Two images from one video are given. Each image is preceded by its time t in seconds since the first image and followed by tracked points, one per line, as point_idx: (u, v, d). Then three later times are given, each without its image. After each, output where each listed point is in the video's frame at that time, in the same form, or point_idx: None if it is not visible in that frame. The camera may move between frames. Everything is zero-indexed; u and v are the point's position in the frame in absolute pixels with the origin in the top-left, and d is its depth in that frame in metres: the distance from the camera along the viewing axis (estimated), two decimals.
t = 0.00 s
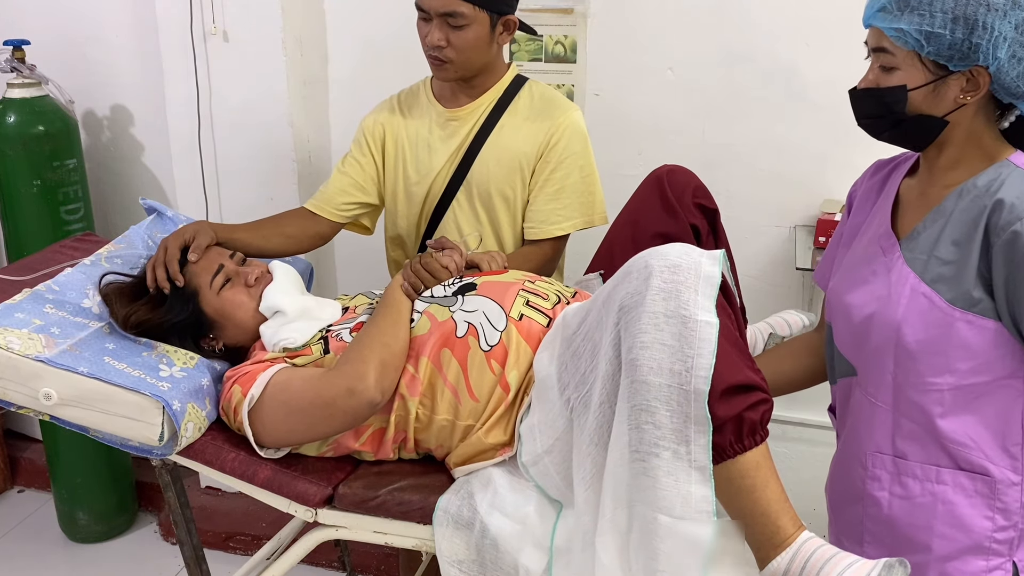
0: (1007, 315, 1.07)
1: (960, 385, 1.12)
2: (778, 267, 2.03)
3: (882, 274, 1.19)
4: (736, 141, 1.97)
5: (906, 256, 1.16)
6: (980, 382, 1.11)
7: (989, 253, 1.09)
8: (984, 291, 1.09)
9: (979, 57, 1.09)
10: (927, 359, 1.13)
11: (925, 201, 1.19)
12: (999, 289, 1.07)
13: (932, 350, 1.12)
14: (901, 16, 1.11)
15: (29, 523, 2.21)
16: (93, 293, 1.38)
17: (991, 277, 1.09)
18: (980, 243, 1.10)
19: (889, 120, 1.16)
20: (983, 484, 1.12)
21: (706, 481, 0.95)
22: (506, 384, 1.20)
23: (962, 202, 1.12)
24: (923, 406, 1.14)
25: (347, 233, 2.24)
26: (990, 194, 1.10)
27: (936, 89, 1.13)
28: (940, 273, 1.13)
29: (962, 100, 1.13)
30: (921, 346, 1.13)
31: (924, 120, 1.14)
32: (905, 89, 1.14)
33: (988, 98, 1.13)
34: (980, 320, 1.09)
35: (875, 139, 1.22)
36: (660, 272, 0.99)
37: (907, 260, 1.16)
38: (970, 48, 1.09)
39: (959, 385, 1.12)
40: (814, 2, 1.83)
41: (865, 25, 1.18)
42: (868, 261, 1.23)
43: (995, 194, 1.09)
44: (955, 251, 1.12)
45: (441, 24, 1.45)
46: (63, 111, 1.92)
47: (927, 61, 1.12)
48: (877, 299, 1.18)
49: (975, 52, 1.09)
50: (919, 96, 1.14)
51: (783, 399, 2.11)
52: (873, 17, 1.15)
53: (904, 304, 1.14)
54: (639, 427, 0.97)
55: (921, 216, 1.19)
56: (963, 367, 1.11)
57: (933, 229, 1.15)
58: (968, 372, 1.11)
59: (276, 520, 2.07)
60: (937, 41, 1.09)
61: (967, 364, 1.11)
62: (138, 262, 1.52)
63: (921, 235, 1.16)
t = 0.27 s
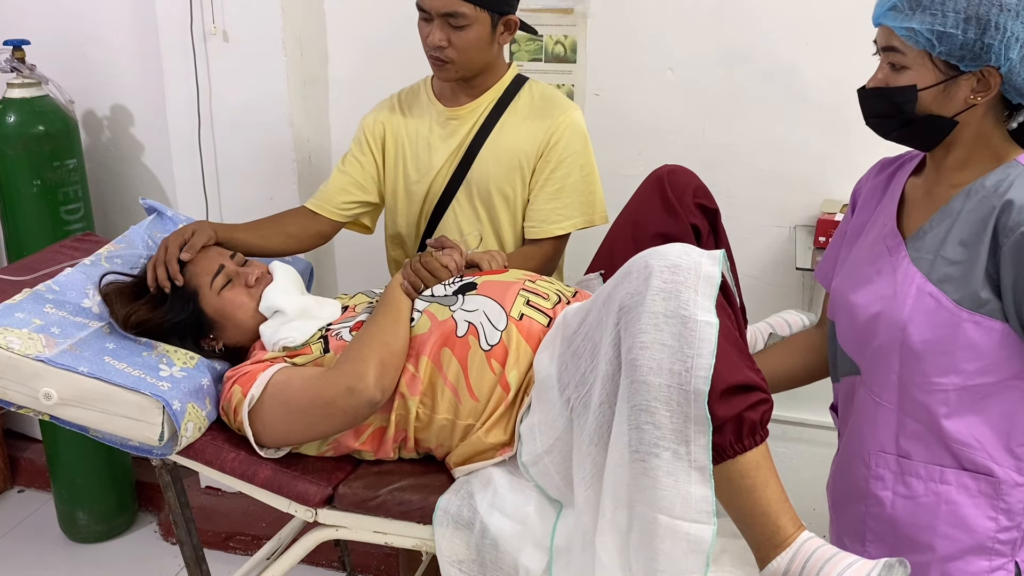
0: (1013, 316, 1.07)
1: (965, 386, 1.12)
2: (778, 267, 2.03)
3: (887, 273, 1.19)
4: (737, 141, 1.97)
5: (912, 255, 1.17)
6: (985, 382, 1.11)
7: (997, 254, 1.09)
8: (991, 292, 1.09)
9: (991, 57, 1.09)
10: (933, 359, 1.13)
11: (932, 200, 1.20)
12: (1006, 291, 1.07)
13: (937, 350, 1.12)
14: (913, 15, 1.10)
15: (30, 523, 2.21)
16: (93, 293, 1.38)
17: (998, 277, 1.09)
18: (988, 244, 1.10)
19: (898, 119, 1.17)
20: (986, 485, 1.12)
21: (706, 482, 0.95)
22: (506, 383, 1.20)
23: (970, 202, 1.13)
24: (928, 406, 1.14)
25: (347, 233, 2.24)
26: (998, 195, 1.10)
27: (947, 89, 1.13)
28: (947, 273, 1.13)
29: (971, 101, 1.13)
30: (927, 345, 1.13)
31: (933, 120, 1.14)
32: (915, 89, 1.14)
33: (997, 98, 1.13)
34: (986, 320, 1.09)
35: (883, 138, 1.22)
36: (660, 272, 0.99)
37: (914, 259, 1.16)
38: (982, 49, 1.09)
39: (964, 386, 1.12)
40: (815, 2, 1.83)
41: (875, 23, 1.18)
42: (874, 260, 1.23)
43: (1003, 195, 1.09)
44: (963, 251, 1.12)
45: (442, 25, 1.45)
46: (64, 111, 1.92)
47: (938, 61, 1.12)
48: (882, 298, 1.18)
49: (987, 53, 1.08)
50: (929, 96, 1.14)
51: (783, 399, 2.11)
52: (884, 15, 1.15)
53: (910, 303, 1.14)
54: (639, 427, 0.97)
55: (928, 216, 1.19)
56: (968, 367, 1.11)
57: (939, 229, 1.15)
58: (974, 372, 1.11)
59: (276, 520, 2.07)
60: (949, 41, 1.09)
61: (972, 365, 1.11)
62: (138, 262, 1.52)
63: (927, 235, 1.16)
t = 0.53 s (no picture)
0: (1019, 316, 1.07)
1: (970, 386, 1.12)
2: (778, 267, 2.03)
3: (891, 273, 1.19)
4: (737, 141, 1.97)
5: (916, 256, 1.17)
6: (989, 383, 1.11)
7: (1003, 254, 1.09)
8: (997, 293, 1.10)
9: (998, 58, 1.09)
10: (937, 359, 1.13)
11: (935, 200, 1.20)
12: (1012, 291, 1.07)
13: (942, 350, 1.12)
14: (920, 15, 1.11)
15: (30, 523, 2.21)
16: (93, 293, 1.38)
17: (1004, 278, 1.09)
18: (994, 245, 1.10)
19: (904, 119, 1.16)
20: (991, 485, 1.12)
21: (706, 481, 0.95)
22: (506, 384, 1.20)
23: (974, 203, 1.13)
24: (932, 406, 1.14)
25: (347, 233, 2.24)
26: (1003, 196, 1.10)
27: (953, 89, 1.13)
28: (952, 273, 1.13)
29: (978, 101, 1.13)
30: (932, 346, 1.13)
31: (939, 120, 1.14)
32: (921, 89, 1.14)
33: (1002, 99, 1.13)
34: (992, 321, 1.10)
35: (887, 138, 1.22)
36: (660, 272, 0.99)
37: (918, 259, 1.16)
38: (989, 49, 1.09)
39: (969, 386, 1.12)
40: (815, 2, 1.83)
41: (881, 23, 1.18)
42: (877, 260, 1.23)
43: (1009, 196, 1.09)
44: (968, 251, 1.13)
45: (444, 25, 1.45)
46: (64, 111, 1.92)
47: (944, 62, 1.12)
48: (885, 298, 1.18)
49: (994, 54, 1.09)
50: (935, 97, 1.14)
51: (783, 399, 2.11)
52: (890, 15, 1.15)
53: (915, 303, 1.14)
54: (639, 427, 0.97)
55: (932, 216, 1.19)
56: (973, 368, 1.11)
57: (944, 229, 1.15)
58: (978, 373, 1.11)
59: (276, 520, 2.07)
60: (956, 41, 1.09)
61: (977, 365, 1.11)
62: (138, 262, 1.52)
63: (931, 236, 1.16)
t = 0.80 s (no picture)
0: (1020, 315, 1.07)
1: (972, 385, 1.12)
2: (778, 267, 2.03)
3: (892, 273, 1.19)
4: (737, 141, 1.97)
5: (917, 255, 1.17)
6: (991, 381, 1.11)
7: (1004, 253, 1.10)
8: (998, 292, 1.10)
9: (997, 57, 1.09)
10: (940, 358, 1.13)
11: (934, 200, 1.20)
12: (1014, 290, 1.07)
13: (944, 350, 1.12)
14: (920, 15, 1.11)
15: (30, 523, 2.21)
16: (93, 293, 1.38)
17: (1005, 277, 1.09)
18: (994, 244, 1.10)
19: (903, 118, 1.16)
20: (994, 483, 1.12)
21: (706, 482, 0.95)
22: (505, 384, 1.20)
23: (974, 202, 1.13)
24: (936, 406, 1.14)
25: (347, 233, 2.24)
26: (1004, 195, 1.10)
27: (951, 89, 1.13)
28: (953, 272, 1.13)
29: (976, 101, 1.13)
30: (934, 345, 1.13)
31: (937, 120, 1.14)
32: (920, 89, 1.14)
33: (999, 99, 1.14)
34: (993, 319, 1.10)
35: (886, 138, 1.22)
36: (660, 272, 0.99)
37: (919, 259, 1.16)
38: (988, 49, 1.09)
39: (971, 385, 1.12)
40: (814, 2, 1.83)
41: (880, 23, 1.18)
42: (877, 260, 1.23)
43: (1010, 195, 1.09)
44: (969, 251, 1.13)
45: (446, 25, 1.45)
46: (64, 111, 1.93)
47: (943, 61, 1.12)
48: (886, 298, 1.18)
49: (993, 53, 1.09)
50: (934, 96, 1.14)
51: (783, 399, 2.11)
52: (889, 15, 1.15)
53: (916, 303, 1.14)
54: (639, 427, 0.97)
55: (931, 216, 1.19)
56: (975, 367, 1.11)
57: (944, 229, 1.15)
58: (981, 371, 1.11)
59: (276, 520, 2.07)
60: (955, 41, 1.09)
61: (979, 364, 1.11)
62: (138, 262, 1.52)
63: (931, 235, 1.16)
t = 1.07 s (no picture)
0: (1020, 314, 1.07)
1: (971, 383, 1.12)
2: (778, 267, 2.03)
3: (892, 272, 1.19)
4: (737, 141, 1.97)
5: (917, 254, 1.17)
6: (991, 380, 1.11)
7: (1003, 252, 1.10)
8: (997, 290, 1.10)
9: (998, 56, 1.09)
10: (940, 357, 1.13)
11: (934, 200, 1.20)
12: (1014, 289, 1.07)
13: (943, 349, 1.12)
14: (921, 13, 1.10)
15: (30, 523, 2.21)
16: (93, 293, 1.38)
17: (1005, 276, 1.09)
18: (994, 243, 1.10)
19: (905, 117, 1.16)
20: (993, 482, 1.12)
21: (706, 481, 0.95)
22: (506, 384, 1.20)
23: (974, 201, 1.13)
24: (935, 404, 1.14)
25: (347, 232, 2.24)
26: (1004, 193, 1.10)
27: (953, 88, 1.13)
28: (953, 271, 1.13)
29: (977, 100, 1.13)
30: (934, 344, 1.13)
31: (938, 119, 1.14)
32: (921, 88, 1.14)
33: (1000, 98, 1.14)
34: (993, 318, 1.10)
35: (887, 137, 1.22)
36: (659, 273, 0.99)
37: (919, 258, 1.16)
38: (989, 48, 1.09)
39: (970, 384, 1.12)
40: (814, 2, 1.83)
41: (882, 21, 1.18)
42: (877, 259, 1.23)
43: (1010, 193, 1.09)
44: (969, 249, 1.13)
45: (447, 25, 1.45)
46: (64, 111, 1.93)
47: (944, 60, 1.12)
48: (886, 297, 1.18)
49: (994, 52, 1.09)
50: (935, 95, 1.14)
51: (783, 399, 2.11)
52: (890, 14, 1.15)
53: (916, 301, 1.14)
54: (639, 427, 0.97)
55: (931, 215, 1.19)
56: (975, 365, 1.11)
57: (944, 228, 1.15)
58: (980, 370, 1.11)
59: (276, 520, 2.07)
60: (957, 40, 1.09)
61: (978, 363, 1.11)
62: (137, 262, 1.52)
63: (931, 234, 1.16)
